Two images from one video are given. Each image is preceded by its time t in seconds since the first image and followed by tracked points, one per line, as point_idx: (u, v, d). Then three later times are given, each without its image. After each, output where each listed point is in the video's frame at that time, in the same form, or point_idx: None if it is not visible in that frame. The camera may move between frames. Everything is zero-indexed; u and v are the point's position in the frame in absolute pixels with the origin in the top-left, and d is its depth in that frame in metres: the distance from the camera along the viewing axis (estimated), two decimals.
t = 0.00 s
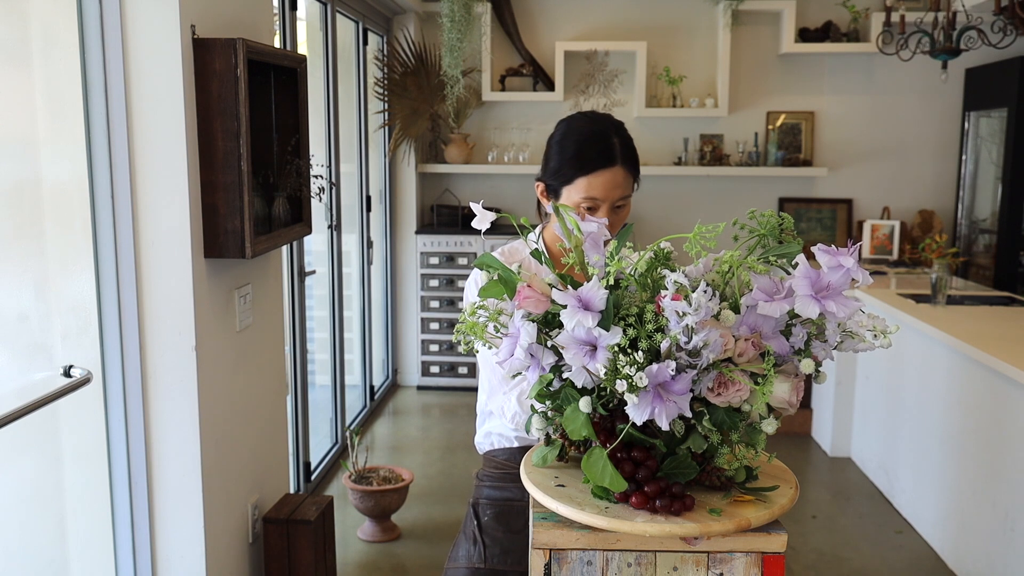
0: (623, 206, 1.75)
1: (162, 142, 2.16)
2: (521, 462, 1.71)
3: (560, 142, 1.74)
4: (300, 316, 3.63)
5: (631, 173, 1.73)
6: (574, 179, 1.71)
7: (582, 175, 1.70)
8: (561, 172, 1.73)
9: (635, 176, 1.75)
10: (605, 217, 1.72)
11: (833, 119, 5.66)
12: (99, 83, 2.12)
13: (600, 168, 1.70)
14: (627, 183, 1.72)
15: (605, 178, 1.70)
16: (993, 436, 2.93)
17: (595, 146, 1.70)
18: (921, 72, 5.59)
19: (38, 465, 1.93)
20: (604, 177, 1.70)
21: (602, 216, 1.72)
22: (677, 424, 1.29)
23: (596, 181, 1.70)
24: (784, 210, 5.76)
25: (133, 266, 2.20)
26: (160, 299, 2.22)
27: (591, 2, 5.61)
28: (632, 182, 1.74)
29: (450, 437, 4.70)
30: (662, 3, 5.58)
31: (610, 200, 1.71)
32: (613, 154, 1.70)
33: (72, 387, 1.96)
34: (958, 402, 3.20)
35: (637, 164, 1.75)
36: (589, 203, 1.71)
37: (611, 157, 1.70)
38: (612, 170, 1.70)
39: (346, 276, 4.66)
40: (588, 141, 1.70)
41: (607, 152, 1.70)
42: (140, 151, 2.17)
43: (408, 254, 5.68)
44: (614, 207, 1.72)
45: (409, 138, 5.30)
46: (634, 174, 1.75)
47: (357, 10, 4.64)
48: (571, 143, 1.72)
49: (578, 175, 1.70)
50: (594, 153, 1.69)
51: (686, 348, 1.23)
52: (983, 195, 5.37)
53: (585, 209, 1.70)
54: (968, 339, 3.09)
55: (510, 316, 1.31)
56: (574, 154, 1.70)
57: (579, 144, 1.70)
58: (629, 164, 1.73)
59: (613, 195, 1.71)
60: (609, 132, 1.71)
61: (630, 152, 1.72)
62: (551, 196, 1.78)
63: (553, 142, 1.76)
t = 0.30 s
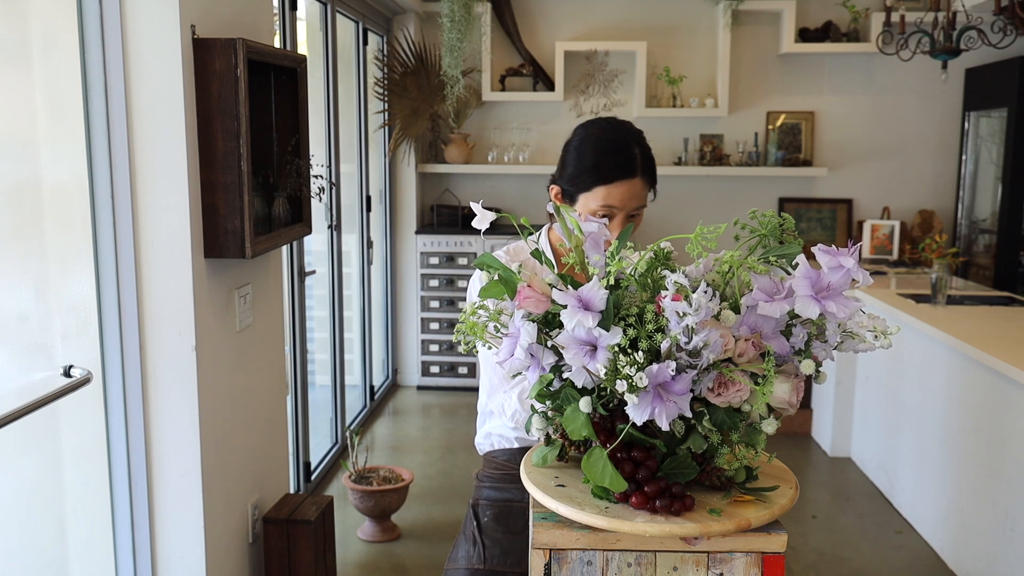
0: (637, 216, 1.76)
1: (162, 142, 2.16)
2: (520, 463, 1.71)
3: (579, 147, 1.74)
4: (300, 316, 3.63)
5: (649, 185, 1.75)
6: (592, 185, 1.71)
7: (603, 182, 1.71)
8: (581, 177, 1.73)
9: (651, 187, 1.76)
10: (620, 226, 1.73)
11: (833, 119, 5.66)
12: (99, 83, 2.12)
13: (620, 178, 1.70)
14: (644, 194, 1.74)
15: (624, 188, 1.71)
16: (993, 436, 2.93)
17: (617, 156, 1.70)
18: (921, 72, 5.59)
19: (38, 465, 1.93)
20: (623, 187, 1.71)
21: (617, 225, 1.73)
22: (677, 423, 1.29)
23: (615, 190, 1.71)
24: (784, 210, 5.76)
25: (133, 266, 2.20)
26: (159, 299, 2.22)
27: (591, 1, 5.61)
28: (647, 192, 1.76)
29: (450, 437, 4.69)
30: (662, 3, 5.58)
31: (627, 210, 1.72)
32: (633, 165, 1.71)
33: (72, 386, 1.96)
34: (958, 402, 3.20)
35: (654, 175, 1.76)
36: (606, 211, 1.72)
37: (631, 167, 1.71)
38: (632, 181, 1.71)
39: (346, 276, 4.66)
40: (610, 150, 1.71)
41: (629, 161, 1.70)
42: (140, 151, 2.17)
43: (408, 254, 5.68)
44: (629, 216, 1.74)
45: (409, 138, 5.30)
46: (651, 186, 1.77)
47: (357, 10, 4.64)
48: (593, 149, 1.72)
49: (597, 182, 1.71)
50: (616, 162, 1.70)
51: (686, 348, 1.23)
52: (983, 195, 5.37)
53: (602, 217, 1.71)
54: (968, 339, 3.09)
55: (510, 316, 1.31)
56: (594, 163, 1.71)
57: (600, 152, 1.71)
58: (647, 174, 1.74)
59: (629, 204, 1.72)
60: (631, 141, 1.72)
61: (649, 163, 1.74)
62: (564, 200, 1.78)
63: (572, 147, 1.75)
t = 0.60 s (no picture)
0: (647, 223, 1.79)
1: (162, 142, 2.16)
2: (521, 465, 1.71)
3: (594, 152, 1.75)
4: (300, 316, 3.63)
5: (660, 193, 1.78)
6: (606, 191, 1.73)
7: (618, 189, 1.73)
8: (595, 181, 1.75)
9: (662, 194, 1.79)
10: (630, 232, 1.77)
11: (833, 119, 5.66)
12: (99, 83, 2.12)
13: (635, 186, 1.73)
14: (655, 201, 1.77)
15: (638, 196, 1.74)
16: (994, 436, 2.93)
17: (631, 165, 1.73)
18: (921, 73, 5.60)
19: (38, 464, 1.94)
20: (637, 195, 1.74)
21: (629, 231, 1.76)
22: (677, 423, 1.29)
23: (628, 198, 1.73)
24: (784, 210, 5.76)
25: (133, 266, 2.20)
26: (159, 299, 2.22)
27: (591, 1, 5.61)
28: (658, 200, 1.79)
29: (451, 437, 4.69)
30: (662, 4, 5.58)
31: (639, 217, 1.75)
32: (647, 172, 1.74)
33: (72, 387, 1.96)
34: (958, 401, 3.20)
35: (665, 183, 1.80)
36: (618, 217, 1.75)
37: (645, 176, 1.74)
38: (646, 188, 1.74)
39: (346, 276, 4.66)
40: (626, 157, 1.73)
41: (643, 170, 1.73)
42: (140, 152, 2.17)
43: (408, 254, 5.68)
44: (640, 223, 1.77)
45: (409, 138, 5.30)
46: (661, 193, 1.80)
47: (357, 10, 4.64)
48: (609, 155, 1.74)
49: (612, 188, 1.73)
50: (632, 170, 1.72)
51: (686, 348, 1.23)
52: (983, 194, 5.37)
53: (615, 223, 1.74)
54: (967, 339, 3.09)
55: (509, 316, 1.32)
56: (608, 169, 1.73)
57: (615, 159, 1.73)
58: (660, 182, 1.77)
59: (642, 212, 1.75)
60: (645, 149, 1.75)
61: (662, 171, 1.77)
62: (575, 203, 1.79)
63: (586, 151, 1.77)
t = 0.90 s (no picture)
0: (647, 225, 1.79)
1: (162, 142, 2.15)
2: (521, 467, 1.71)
3: (596, 153, 1.75)
4: (300, 316, 3.63)
5: (660, 195, 1.77)
6: (606, 193, 1.73)
7: (619, 191, 1.72)
8: (596, 182, 1.74)
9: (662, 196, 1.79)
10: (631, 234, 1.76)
11: (833, 119, 5.66)
12: (99, 83, 2.12)
13: (636, 187, 1.72)
14: (655, 204, 1.77)
15: (638, 197, 1.73)
16: (994, 436, 2.93)
17: (633, 167, 1.72)
18: (921, 73, 5.59)
19: (38, 465, 1.94)
20: (638, 197, 1.73)
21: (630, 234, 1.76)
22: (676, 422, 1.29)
23: (629, 200, 1.73)
24: (784, 210, 5.76)
25: (133, 266, 2.20)
26: (159, 299, 2.22)
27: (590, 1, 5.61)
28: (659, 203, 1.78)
29: (450, 437, 4.69)
30: (662, 3, 5.58)
31: (640, 220, 1.75)
32: (648, 175, 1.73)
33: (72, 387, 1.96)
34: (958, 401, 3.20)
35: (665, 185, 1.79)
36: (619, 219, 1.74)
37: (646, 178, 1.73)
38: (646, 190, 1.73)
39: (346, 276, 4.66)
40: (627, 159, 1.72)
41: (644, 171, 1.73)
42: (140, 152, 2.17)
43: (408, 254, 5.68)
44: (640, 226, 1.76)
45: (409, 138, 5.30)
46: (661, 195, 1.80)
47: (357, 10, 4.64)
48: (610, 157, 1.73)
49: (613, 189, 1.72)
50: (633, 172, 1.72)
51: (686, 349, 1.23)
52: (983, 194, 5.37)
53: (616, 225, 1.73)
54: (967, 339, 3.09)
55: (509, 316, 1.32)
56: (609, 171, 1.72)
57: (618, 161, 1.72)
58: (661, 184, 1.76)
59: (642, 214, 1.74)
60: (647, 150, 1.74)
61: (663, 173, 1.76)
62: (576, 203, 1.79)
63: (588, 153, 1.76)
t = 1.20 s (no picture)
0: (631, 210, 1.73)
1: (163, 142, 2.15)
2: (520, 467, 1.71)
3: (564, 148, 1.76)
4: (300, 316, 3.62)
5: (638, 177, 1.72)
6: (579, 179, 1.72)
7: (591, 175, 1.70)
8: (569, 170, 1.74)
9: (642, 181, 1.75)
10: (611, 218, 1.70)
11: (833, 120, 5.66)
12: (99, 83, 2.12)
13: (604, 169, 1.70)
14: (634, 186, 1.72)
15: (609, 179, 1.70)
16: (994, 436, 2.93)
17: (599, 150, 1.71)
18: (921, 73, 5.60)
19: (38, 465, 1.94)
20: (608, 178, 1.70)
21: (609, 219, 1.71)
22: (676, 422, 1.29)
23: (600, 182, 1.70)
24: (784, 210, 5.76)
25: (133, 266, 2.20)
26: (159, 299, 2.22)
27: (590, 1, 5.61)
28: (639, 186, 1.73)
29: (450, 437, 4.69)
30: (662, 3, 5.58)
31: (617, 202, 1.70)
32: (617, 156, 1.71)
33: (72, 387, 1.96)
34: (958, 401, 3.20)
35: (645, 171, 1.76)
36: (594, 204, 1.70)
37: (616, 159, 1.71)
38: (618, 172, 1.70)
39: (346, 276, 4.66)
40: (593, 144, 1.72)
41: (614, 153, 1.71)
42: (140, 152, 2.17)
43: (408, 254, 5.68)
44: (620, 209, 1.71)
45: (409, 138, 5.30)
46: (641, 182, 1.75)
47: (357, 10, 4.64)
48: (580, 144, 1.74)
49: (585, 173, 1.71)
50: (601, 154, 1.70)
51: (686, 349, 1.23)
52: (983, 195, 5.37)
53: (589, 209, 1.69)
54: (968, 339, 3.09)
55: (509, 316, 1.32)
56: (576, 158, 1.73)
57: (583, 147, 1.72)
58: (636, 166, 1.72)
59: (619, 197, 1.70)
60: (618, 133, 1.72)
61: (637, 156, 1.73)
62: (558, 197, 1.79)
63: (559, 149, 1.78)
